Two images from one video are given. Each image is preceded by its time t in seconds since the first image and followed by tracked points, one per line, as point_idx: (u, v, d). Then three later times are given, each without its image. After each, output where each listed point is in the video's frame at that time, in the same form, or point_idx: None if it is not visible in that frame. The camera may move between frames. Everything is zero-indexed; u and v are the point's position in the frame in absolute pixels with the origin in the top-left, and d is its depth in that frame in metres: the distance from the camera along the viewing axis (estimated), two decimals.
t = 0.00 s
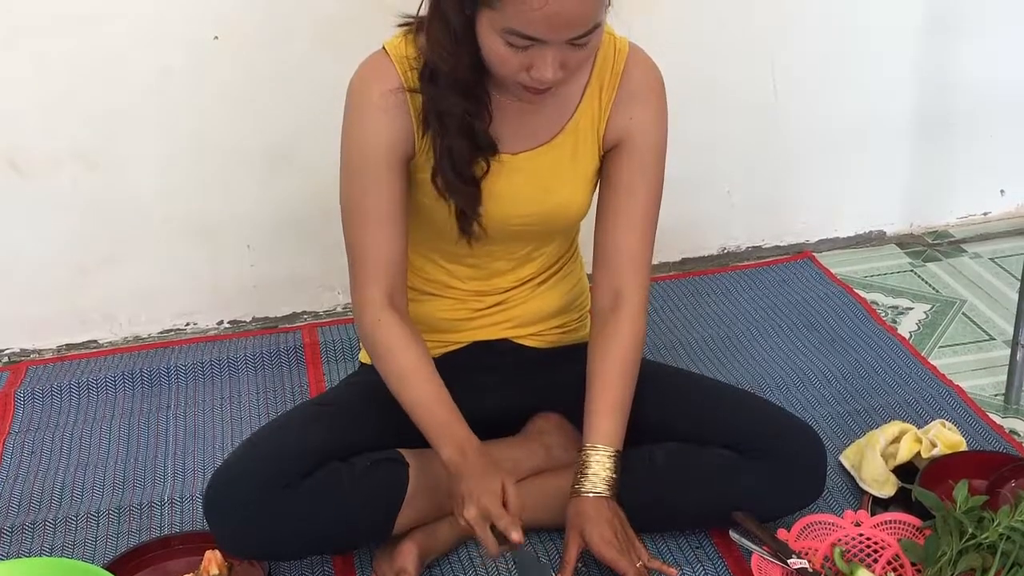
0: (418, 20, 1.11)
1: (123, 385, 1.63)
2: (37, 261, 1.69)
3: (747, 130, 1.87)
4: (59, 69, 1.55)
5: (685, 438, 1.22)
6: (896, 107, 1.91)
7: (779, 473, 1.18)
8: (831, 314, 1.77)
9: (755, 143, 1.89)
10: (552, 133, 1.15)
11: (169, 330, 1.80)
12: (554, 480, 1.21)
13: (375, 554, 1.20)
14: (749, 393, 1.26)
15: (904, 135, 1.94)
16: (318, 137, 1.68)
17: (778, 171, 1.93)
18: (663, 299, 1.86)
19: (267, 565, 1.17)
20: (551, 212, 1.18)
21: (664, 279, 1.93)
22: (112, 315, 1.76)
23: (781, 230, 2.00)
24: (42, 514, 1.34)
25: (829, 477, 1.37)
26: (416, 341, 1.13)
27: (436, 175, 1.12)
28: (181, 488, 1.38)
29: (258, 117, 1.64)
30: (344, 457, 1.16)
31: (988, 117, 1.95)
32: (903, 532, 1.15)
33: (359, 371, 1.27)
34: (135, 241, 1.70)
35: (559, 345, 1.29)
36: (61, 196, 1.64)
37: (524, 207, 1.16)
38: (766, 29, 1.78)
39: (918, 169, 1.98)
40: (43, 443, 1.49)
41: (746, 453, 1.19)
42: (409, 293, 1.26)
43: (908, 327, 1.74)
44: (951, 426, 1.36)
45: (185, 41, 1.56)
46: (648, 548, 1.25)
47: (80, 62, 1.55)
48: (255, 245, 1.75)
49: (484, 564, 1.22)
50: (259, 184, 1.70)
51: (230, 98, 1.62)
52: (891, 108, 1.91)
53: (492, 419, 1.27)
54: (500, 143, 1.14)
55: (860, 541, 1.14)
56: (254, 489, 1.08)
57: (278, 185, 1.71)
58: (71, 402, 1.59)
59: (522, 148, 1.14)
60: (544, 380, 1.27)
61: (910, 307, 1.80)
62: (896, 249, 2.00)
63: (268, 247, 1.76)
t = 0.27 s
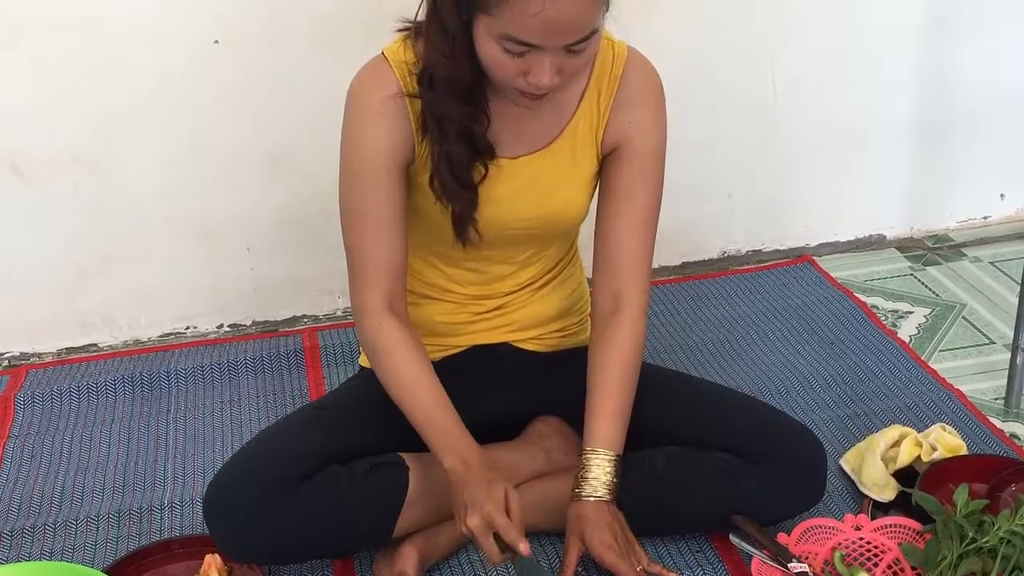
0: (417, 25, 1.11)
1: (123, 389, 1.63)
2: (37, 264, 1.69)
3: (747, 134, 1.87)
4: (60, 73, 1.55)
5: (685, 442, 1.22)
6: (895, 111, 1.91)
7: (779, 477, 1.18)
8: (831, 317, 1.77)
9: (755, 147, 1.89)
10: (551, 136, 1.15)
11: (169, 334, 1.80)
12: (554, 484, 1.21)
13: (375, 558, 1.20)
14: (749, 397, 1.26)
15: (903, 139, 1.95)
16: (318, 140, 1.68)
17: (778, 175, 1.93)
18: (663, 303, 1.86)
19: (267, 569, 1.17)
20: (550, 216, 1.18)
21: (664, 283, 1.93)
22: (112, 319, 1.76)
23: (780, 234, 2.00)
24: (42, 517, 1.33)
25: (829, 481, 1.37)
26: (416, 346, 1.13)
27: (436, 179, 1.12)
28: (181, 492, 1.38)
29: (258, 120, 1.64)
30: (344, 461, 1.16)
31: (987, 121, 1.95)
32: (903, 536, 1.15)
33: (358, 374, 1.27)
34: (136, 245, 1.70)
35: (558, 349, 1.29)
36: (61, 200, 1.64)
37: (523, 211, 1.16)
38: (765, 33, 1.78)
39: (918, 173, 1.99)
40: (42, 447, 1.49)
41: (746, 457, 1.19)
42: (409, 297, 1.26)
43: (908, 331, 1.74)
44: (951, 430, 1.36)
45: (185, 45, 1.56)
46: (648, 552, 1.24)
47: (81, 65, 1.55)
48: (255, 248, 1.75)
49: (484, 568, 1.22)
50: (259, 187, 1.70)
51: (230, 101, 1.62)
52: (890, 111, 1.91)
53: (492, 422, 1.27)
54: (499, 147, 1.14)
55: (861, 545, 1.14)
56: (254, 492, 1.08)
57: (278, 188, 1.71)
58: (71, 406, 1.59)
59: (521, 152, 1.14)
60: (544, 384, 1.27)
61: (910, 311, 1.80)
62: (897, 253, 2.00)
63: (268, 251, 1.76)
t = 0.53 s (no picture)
0: (417, 30, 1.11)
1: (123, 394, 1.63)
2: (37, 269, 1.69)
3: (747, 139, 1.87)
4: (61, 78, 1.55)
5: (685, 447, 1.22)
6: (895, 117, 1.92)
7: (779, 481, 1.18)
8: (832, 322, 1.77)
9: (755, 152, 1.89)
10: (552, 141, 1.15)
11: (169, 338, 1.80)
12: (554, 489, 1.21)
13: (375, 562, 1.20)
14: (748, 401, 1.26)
15: (903, 143, 1.95)
16: (319, 145, 1.68)
17: (778, 180, 1.93)
18: (664, 307, 1.86)
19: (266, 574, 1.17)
20: (550, 220, 1.18)
21: (664, 287, 1.93)
22: (112, 323, 1.76)
23: (780, 238, 2.00)
24: (42, 522, 1.33)
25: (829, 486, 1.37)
26: (416, 351, 1.13)
27: (436, 184, 1.13)
28: (181, 497, 1.38)
29: (258, 125, 1.64)
30: (344, 465, 1.16)
31: (987, 126, 1.95)
32: (904, 541, 1.15)
33: (358, 379, 1.27)
34: (136, 250, 1.71)
35: (559, 354, 1.29)
36: (62, 204, 1.64)
37: (524, 216, 1.16)
38: (765, 41, 1.79)
39: (918, 178, 1.99)
40: (42, 451, 1.49)
41: (746, 461, 1.19)
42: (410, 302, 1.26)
43: (908, 335, 1.74)
44: (951, 434, 1.36)
45: (185, 50, 1.57)
46: (648, 557, 1.24)
47: (81, 70, 1.55)
48: (255, 252, 1.75)
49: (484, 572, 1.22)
50: (260, 190, 1.70)
51: (231, 106, 1.62)
52: (890, 116, 1.91)
53: (492, 427, 1.27)
54: (500, 151, 1.14)
55: (861, 550, 1.14)
56: (253, 497, 1.08)
57: (278, 192, 1.71)
58: (71, 410, 1.59)
59: (521, 157, 1.14)
60: (544, 388, 1.27)
61: (910, 315, 1.80)
62: (896, 258, 2.00)
63: (268, 255, 1.76)
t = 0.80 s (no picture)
0: (417, 36, 1.11)
1: (123, 399, 1.63)
2: (38, 274, 1.69)
3: (746, 145, 1.87)
4: (62, 83, 1.55)
5: (685, 452, 1.22)
6: (895, 123, 1.92)
7: (779, 487, 1.18)
8: (831, 328, 1.77)
9: (755, 158, 1.89)
10: (552, 147, 1.15)
11: (169, 344, 1.80)
12: (554, 495, 1.21)
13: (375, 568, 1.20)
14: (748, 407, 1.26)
15: (903, 149, 1.95)
16: (319, 151, 1.69)
17: (778, 185, 1.94)
18: (664, 313, 1.86)
19: None
20: (550, 226, 1.18)
21: (664, 293, 1.93)
22: (113, 329, 1.76)
23: (780, 244, 2.00)
24: (42, 528, 1.33)
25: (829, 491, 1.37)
26: (416, 357, 1.13)
27: (436, 190, 1.13)
28: (181, 503, 1.38)
29: (258, 130, 1.65)
30: (344, 471, 1.16)
31: (986, 131, 1.96)
32: (903, 547, 1.15)
33: (358, 384, 1.27)
34: (137, 255, 1.71)
35: (559, 360, 1.29)
36: (62, 209, 1.65)
37: (524, 222, 1.16)
38: (765, 47, 1.79)
39: (917, 184, 1.99)
40: (42, 457, 1.49)
41: (746, 467, 1.19)
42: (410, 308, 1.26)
43: (908, 341, 1.74)
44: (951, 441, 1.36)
45: (186, 55, 1.57)
46: (648, 563, 1.24)
47: (82, 76, 1.55)
48: (256, 258, 1.75)
49: None
50: (260, 195, 1.70)
51: (232, 111, 1.62)
52: (890, 122, 1.92)
53: (492, 433, 1.27)
54: (500, 157, 1.14)
55: (861, 556, 1.14)
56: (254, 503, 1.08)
57: (279, 197, 1.71)
58: (71, 416, 1.59)
59: (522, 163, 1.15)
60: (544, 394, 1.27)
61: (910, 321, 1.80)
62: (896, 263, 2.00)
63: (268, 261, 1.76)
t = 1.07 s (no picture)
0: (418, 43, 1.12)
1: (122, 405, 1.63)
2: (38, 280, 1.69)
3: (746, 152, 1.88)
4: (64, 89, 1.56)
5: (686, 458, 1.22)
6: (894, 130, 1.93)
7: (780, 493, 1.18)
8: (831, 334, 1.77)
9: (755, 164, 1.90)
10: (552, 153, 1.15)
11: (170, 350, 1.80)
12: (554, 501, 1.21)
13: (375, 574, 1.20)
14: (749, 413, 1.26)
15: (903, 156, 1.95)
16: (320, 157, 1.69)
17: (778, 192, 1.94)
18: (664, 319, 1.86)
19: None
20: (550, 233, 1.18)
21: (665, 299, 1.93)
22: (113, 335, 1.76)
23: (780, 250, 2.00)
24: (41, 534, 1.33)
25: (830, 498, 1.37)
26: (416, 363, 1.13)
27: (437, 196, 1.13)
28: (180, 509, 1.38)
29: (258, 136, 1.65)
30: (344, 477, 1.16)
31: (986, 138, 1.96)
32: (903, 552, 1.15)
33: (358, 390, 1.27)
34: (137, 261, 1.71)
35: (559, 366, 1.29)
36: (63, 216, 1.65)
37: (524, 228, 1.16)
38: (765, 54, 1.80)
39: (917, 190, 1.99)
40: (42, 463, 1.49)
41: (746, 473, 1.19)
42: (411, 313, 1.26)
43: (908, 347, 1.74)
44: (952, 447, 1.36)
45: (186, 61, 1.57)
46: (649, 569, 1.24)
47: (83, 81, 1.56)
48: (256, 264, 1.76)
49: None
50: (261, 202, 1.70)
51: (232, 118, 1.63)
52: (889, 129, 1.92)
53: (492, 439, 1.27)
54: (500, 163, 1.14)
55: (861, 561, 1.14)
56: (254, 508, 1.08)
57: (279, 203, 1.71)
58: (71, 422, 1.59)
59: (522, 169, 1.15)
60: (544, 400, 1.27)
61: (910, 327, 1.80)
62: (897, 270, 2.00)
63: (269, 267, 1.77)
